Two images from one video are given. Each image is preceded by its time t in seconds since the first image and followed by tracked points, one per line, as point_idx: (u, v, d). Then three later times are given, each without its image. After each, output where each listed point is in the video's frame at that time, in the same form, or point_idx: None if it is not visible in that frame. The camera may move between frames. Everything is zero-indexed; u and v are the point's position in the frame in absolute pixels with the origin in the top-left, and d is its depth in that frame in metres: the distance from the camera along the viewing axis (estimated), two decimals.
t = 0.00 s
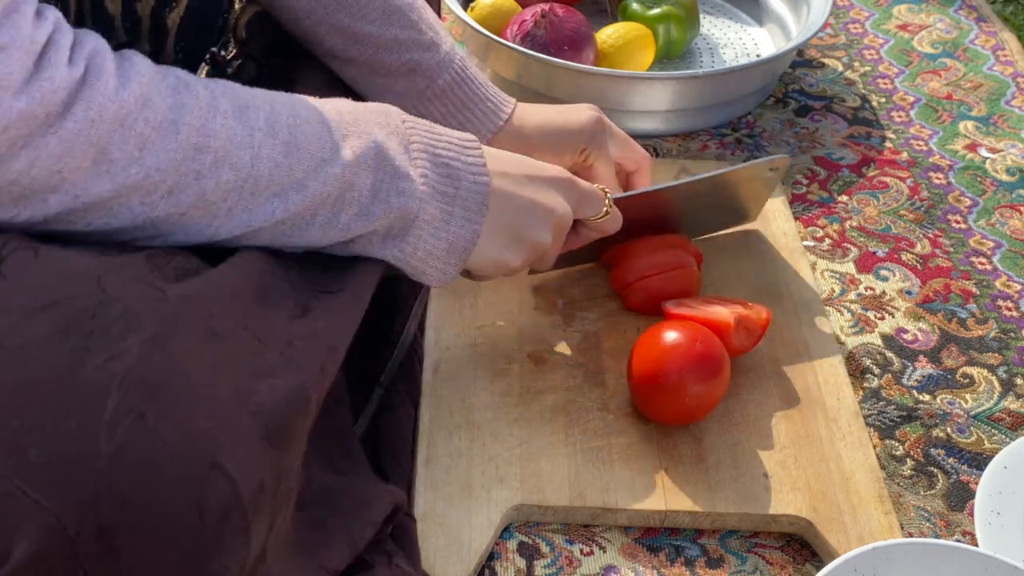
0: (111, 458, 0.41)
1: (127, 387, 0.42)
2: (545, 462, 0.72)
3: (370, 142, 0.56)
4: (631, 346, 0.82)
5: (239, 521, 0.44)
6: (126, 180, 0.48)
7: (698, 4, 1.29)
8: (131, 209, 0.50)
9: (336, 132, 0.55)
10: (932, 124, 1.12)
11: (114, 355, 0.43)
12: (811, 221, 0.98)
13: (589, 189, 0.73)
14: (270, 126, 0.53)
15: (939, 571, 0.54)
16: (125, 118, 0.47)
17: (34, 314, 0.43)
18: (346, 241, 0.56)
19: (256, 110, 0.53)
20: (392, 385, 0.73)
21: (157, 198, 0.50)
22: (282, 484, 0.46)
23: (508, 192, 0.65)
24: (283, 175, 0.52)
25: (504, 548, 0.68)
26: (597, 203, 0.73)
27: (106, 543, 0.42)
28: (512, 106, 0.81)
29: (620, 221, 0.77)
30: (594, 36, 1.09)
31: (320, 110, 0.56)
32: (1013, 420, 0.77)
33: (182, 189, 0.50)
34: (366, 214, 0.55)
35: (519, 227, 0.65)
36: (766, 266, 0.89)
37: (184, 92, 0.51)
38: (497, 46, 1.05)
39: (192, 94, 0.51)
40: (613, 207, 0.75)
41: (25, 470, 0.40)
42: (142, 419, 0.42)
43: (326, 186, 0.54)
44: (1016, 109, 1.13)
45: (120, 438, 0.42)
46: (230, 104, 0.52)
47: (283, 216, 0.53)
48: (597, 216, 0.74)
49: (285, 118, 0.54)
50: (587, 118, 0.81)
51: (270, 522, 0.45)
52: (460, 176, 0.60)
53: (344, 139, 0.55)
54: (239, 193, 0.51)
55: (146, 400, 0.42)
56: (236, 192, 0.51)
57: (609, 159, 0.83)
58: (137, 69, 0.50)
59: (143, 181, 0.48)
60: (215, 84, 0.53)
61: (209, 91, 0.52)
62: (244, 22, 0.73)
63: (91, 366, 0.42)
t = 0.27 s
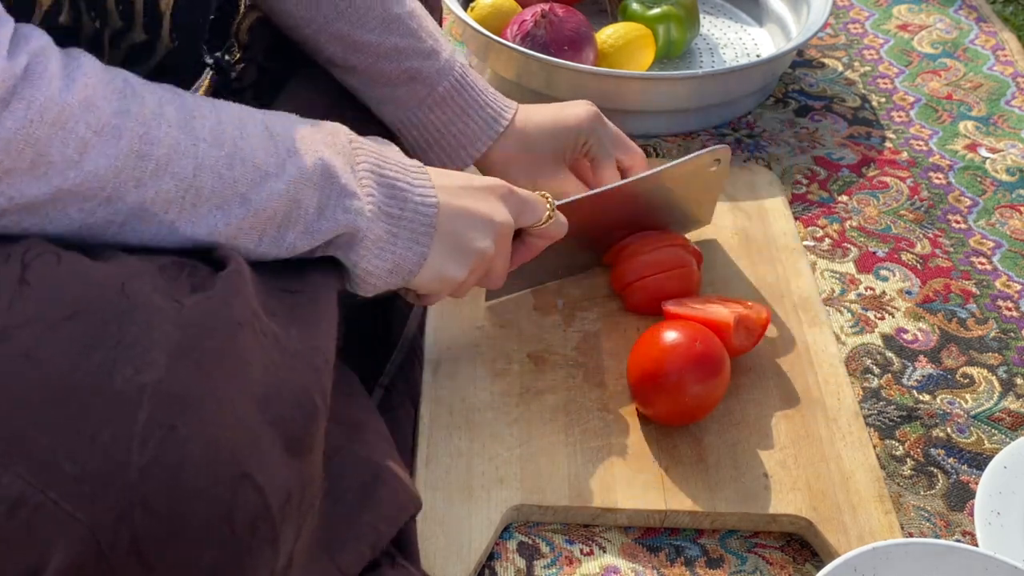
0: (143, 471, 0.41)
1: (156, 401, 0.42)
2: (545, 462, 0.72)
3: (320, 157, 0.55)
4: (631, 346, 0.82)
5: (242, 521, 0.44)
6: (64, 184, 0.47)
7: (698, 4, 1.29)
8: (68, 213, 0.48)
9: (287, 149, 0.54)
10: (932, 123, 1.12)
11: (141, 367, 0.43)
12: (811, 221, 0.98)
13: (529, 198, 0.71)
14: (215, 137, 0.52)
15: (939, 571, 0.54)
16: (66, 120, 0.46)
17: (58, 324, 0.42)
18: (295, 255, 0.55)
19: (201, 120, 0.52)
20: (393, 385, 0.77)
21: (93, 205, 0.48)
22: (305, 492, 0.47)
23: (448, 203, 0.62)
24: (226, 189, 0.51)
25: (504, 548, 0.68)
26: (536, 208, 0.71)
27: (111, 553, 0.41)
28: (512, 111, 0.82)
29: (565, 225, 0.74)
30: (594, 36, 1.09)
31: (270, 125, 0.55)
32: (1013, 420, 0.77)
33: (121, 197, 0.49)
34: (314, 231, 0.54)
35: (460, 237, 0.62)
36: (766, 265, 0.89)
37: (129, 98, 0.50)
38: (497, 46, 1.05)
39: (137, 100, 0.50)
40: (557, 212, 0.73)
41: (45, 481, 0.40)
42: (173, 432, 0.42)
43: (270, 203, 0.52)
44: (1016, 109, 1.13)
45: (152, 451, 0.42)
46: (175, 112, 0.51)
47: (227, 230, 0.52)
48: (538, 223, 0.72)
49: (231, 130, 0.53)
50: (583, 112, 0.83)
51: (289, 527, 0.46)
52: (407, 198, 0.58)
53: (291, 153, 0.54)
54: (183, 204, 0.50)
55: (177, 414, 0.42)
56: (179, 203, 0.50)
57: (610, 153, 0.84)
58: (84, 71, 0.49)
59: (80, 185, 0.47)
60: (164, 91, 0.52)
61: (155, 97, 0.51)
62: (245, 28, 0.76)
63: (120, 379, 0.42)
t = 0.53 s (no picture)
0: (111, 476, 0.40)
1: (127, 405, 0.41)
2: (546, 462, 0.72)
3: (233, 105, 0.49)
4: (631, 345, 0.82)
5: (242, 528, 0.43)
6: None
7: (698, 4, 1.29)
8: None
9: (192, 97, 0.48)
10: (932, 124, 1.12)
11: (113, 371, 0.41)
12: (811, 221, 0.98)
13: (509, 140, 0.67)
14: (101, 103, 0.46)
15: (940, 571, 0.54)
16: None
17: (30, 325, 0.41)
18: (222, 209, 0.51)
19: (84, 87, 0.46)
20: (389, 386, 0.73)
21: None
22: (282, 492, 0.48)
23: (408, 139, 0.58)
24: (124, 158, 0.46)
25: (503, 548, 0.68)
26: (520, 154, 0.68)
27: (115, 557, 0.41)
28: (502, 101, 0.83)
29: (549, 170, 0.71)
30: (594, 36, 1.09)
31: (172, 71, 0.49)
32: (1013, 420, 0.77)
33: None
34: (239, 182, 0.50)
35: (423, 178, 0.59)
36: (766, 265, 0.89)
37: None
38: (497, 46, 1.05)
39: None
40: (539, 158, 0.70)
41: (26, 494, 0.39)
42: (143, 435, 0.41)
43: (178, 163, 0.47)
44: (1016, 109, 1.13)
45: (120, 457, 0.41)
46: (49, 83, 0.45)
47: (131, 199, 0.47)
48: (520, 167, 0.69)
49: (122, 92, 0.46)
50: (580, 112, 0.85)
51: (263, 531, 0.46)
52: (352, 133, 0.54)
53: (198, 105, 0.48)
54: (74, 182, 0.45)
55: (146, 418, 0.41)
56: (70, 183, 0.45)
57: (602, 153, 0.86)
58: None
59: None
60: (36, 60, 0.45)
61: (23, 70, 0.44)
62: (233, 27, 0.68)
63: (90, 383, 0.41)
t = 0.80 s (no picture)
0: (121, 487, 0.40)
1: (134, 416, 0.41)
2: (546, 462, 0.72)
3: (235, 158, 0.50)
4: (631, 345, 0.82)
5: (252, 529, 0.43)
6: None
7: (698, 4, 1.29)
8: None
9: (194, 148, 0.49)
10: (932, 124, 1.12)
11: (119, 382, 0.42)
12: (811, 221, 0.98)
13: (556, 191, 0.64)
14: (96, 153, 0.46)
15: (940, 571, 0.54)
16: None
17: (37, 336, 0.42)
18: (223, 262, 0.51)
19: (80, 135, 0.47)
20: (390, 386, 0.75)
21: None
22: (289, 497, 0.47)
23: (435, 205, 0.57)
24: (117, 209, 0.46)
25: (503, 547, 0.68)
26: (565, 204, 0.64)
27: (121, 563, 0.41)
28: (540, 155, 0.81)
29: (600, 221, 0.68)
30: (594, 37, 1.09)
31: (178, 119, 0.50)
32: (1013, 420, 0.77)
33: None
34: (239, 237, 0.50)
35: (442, 242, 0.58)
36: (766, 265, 0.89)
37: None
38: (497, 46, 1.05)
39: None
40: (589, 207, 0.66)
41: (37, 500, 0.39)
42: (151, 447, 0.41)
43: (174, 217, 0.48)
44: (1016, 109, 1.13)
45: (130, 469, 0.41)
46: (44, 132, 0.46)
47: (124, 250, 0.48)
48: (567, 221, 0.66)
49: (121, 141, 0.47)
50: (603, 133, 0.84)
51: (273, 536, 0.45)
52: (363, 185, 0.54)
53: (200, 157, 0.49)
54: (65, 232, 0.46)
55: (153, 430, 0.41)
56: (60, 232, 0.46)
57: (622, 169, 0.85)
58: None
59: None
60: (38, 106, 0.47)
61: (19, 118, 0.46)
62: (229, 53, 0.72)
63: (98, 394, 0.41)
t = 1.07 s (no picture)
0: (121, 491, 0.40)
1: (133, 420, 0.41)
2: (545, 462, 0.72)
3: (235, 157, 0.49)
4: (631, 345, 0.82)
5: (252, 530, 0.43)
6: None
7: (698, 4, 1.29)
8: None
9: (193, 148, 0.49)
10: (932, 124, 1.12)
11: (118, 385, 0.42)
12: (811, 221, 0.98)
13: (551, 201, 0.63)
14: (96, 154, 0.46)
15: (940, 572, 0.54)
16: None
17: (36, 339, 0.42)
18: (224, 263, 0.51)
19: (80, 137, 0.47)
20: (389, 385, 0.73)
21: None
22: (289, 498, 0.46)
23: (433, 213, 0.56)
24: (118, 208, 0.46)
25: (504, 548, 0.68)
26: (560, 213, 0.63)
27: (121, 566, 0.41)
28: (562, 90, 0.77)
29: (593, 231, 0.67)
30: (594, 37, 1.09)
31: (177, 122, 0.50)
32: (1013, 420, 0.77)
33: None
34: (240, 236, 0.50)
35: (442, 250, 0.58)
36: (766, 266, 0.89)
37: None
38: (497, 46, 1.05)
39: None
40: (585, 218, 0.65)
41: (36, 503, 0.39)
42: (150, 452, 0.41)
43: (174, 215, 0.48)
44: (1016, 109, 1.13)
45: (129, 472, 0.40)
46: (44, 134, 0.46)
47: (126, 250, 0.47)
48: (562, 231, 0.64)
49: (120, 142, 0.47)
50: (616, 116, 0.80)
51: (274, 539, 0.45)
52: (366, 181, 0.53)
53: (199, 157, 0.49)
54: (68, 232, 0.46)
55: (152, 433, 0.41)
56: (63, 232, 0.46)
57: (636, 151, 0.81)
58: None
59: None
60: (36, 111, 0.47)
61: (20, 122, 0.46)
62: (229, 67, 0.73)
63: (98, 398, 0.41)
